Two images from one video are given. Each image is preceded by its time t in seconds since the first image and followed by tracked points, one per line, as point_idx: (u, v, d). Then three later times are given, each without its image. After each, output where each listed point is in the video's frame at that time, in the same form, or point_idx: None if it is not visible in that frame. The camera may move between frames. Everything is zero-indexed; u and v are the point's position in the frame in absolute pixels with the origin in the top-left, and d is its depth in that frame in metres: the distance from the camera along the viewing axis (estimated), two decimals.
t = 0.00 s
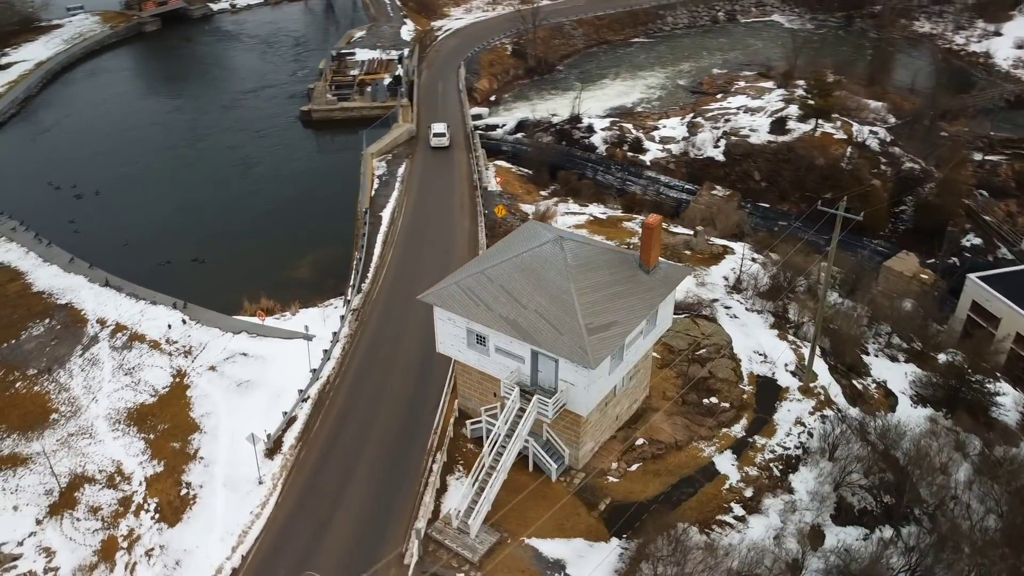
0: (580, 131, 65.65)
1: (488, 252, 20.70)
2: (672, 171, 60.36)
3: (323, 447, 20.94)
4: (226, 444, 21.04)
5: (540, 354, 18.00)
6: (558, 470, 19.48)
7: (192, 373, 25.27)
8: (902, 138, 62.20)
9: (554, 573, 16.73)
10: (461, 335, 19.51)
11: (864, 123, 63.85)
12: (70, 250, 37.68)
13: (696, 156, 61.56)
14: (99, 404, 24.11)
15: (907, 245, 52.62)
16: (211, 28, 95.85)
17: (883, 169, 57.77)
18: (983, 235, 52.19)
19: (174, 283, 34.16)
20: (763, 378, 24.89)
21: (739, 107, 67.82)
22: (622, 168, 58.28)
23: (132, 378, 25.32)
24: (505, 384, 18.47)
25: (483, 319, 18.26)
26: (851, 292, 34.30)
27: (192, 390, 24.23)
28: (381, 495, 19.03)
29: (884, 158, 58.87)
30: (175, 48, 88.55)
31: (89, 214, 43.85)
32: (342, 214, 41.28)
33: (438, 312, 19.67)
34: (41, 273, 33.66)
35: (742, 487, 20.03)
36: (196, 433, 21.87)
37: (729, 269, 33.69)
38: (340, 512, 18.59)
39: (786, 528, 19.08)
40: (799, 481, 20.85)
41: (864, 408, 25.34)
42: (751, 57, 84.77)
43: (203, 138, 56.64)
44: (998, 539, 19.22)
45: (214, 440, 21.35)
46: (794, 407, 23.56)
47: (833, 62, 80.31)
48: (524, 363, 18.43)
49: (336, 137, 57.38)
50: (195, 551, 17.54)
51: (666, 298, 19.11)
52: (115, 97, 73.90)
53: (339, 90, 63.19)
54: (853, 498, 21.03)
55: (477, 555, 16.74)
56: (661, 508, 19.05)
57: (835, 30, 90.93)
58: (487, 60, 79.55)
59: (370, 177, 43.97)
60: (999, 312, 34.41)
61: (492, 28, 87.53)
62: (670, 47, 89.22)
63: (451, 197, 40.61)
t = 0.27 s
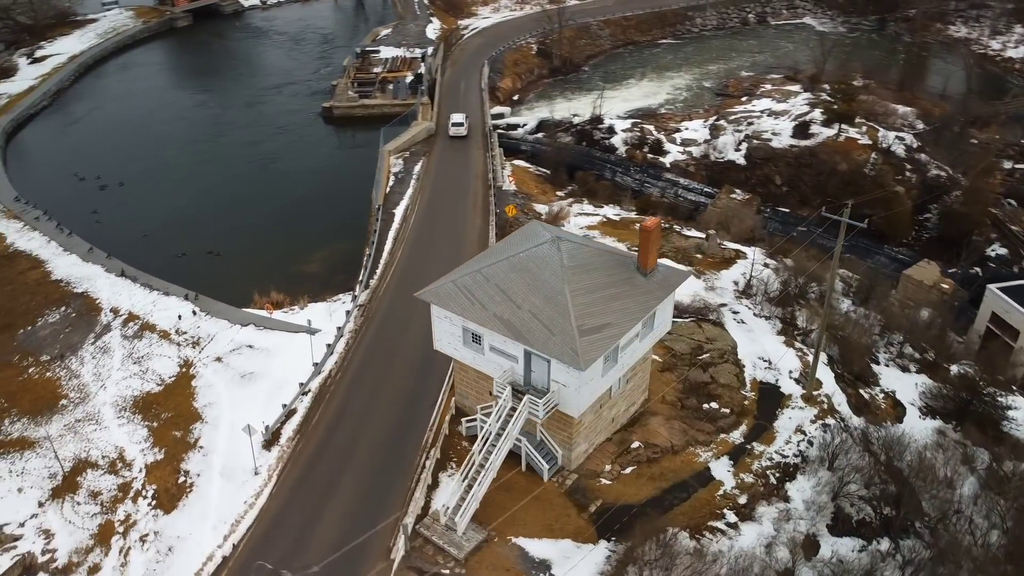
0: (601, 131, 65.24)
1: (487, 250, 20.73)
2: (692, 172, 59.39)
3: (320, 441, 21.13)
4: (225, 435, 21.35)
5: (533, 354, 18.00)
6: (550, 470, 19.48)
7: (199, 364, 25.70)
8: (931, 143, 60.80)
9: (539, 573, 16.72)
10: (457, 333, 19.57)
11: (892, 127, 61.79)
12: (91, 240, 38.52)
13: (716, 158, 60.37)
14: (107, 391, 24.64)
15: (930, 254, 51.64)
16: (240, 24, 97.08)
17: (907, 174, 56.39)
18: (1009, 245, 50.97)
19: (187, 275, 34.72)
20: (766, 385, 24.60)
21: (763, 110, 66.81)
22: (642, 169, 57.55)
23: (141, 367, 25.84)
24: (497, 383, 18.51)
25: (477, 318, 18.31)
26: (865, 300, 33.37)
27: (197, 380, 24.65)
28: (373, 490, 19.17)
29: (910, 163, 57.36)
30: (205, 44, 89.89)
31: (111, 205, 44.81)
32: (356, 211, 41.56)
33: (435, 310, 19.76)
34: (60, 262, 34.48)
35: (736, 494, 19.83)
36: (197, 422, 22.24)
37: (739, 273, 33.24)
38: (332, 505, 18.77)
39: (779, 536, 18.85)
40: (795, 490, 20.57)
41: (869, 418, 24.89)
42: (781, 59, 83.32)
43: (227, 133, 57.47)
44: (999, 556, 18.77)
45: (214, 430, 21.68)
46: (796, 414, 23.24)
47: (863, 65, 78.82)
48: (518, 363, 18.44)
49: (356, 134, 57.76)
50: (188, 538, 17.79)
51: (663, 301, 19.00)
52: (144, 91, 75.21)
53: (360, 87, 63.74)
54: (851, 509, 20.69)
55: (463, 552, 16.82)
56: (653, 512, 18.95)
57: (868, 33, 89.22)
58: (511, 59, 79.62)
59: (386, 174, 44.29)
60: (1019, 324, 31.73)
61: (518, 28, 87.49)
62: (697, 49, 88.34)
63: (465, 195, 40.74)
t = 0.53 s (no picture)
0: (622, 133, 64.83)
1: (488, 249, 20.77)
2: (712, 175, 58.60)
3: (317, 435, 21.34)
4: (226, 425, 21.68)
5: (526, 355, 18.02)
6: (543, 470, 19.48)
7: (206, 354, 26.17)
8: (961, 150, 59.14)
9: (524, 572, 16.75)
10: (454, 331, 19.67)
11: (919, 134, 60.17)
12: (111, 232, 39.41)
13: (738, 162, 59.49)
14: (117, 379, 25.25)
15: (952, 263, 50.39)
16: (270, 21, 98.17)
17: (934, 181, 54.82)
18: None
19: (202, 267, 35.31)
20: (769, 391, 24.29)
21: (789, 114, 65.67)
22: (661, 172, 57.26)
23: (150, 357, 26.42)
24: (490, 382, 18.57)
25: (472, 317, 18.39)
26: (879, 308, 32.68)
27: (203, 370, 25.10)
28: (366, 486, 19.30)
29: (938, 170, 55.60)
30: (234, 40, 91.15)
31: (134, 198, 45.82)
32: (371, 208, 41.85)
33: (433, 307, 19.87)
34: (80, 252, 35.33)
35: (730, 501, 19.64)
36: (200, 412, 22.65)
37: (750, 278, 32.84)
38: (323, 499, 18.94)
39: (771, 545, 18.61)
40: (791, 498, 20.32)
41: (875, 429, 24.43)
42: (812, 62, 81.57)
43: (250, 129, 58.26)
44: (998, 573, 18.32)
45: (215, 420, 22.03)
46: (798, 422, 22.91)
47: (896, 69, 76.90)
48: (512, 363, 18.47)
49: (376, 131, 58.10)
50: (182, 525, 18.13)
51: (659, 304, 18.88)
52: (173, 86, 76.53)
53: (382, 85, 64.19)
54: (849, 521, 20.34)
55: (450, 549, 16.91)
56: (644, 515, 18.87)
57: (905, 36, 86.83)
58: (536, 59, 79.40)
59: (402, 170, 44.57)
60: None
61: (544, 28, 87.13)
62: (726, 50, 86.99)
63: (479, 193, 40.83)
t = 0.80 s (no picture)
0: (643, 134, 64.33)
1: (488, 248, 20.86)
2: (732, 178, 57.70)
3: (315, 428, 21.56)
4: (227, 416, 22.02)
5: (519, 355, 18.07)
6: (535, 470, 19.52)
7: (213, 346, 26.63)
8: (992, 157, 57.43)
9: (509, 571, 16.83)
10: (450, 329, 19.78)
11: (947, 140, 58.45)
12: (132, 223, 40.20)
13: (759, 166, 58.14)
14: (126, 367, 25.82)
15: (975, 273, 48.87)
16: (297, 18, 99.03)
17: (960, 188, 53.46)
18: None
19: (216, 260, 35.84)
20: (771, 398, 24.00)
21: (814, 118, 64.43)
22: (680, 174, 56.29)
23: (160, 346, 26.96)
24: (483, 380, 18.62)
25: (466, 316, 18.48)
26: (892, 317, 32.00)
27: (210, 361, 25.54)
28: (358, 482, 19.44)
29: (964, 177, 54.34)
30: (262, 36, 92.18)
31: (155, 190, 46.73)
32: (385, 205, 42.10)
33: (430, 305, 20.00)
34: (99, 242, 36.06)
35: (722, 507, 19.50)
36: (203, 403, 23.05)
37: (761, 283, 32.42)
38: (316, 493, 19.12)
39: (762, 553, 18.44)
40: (787, 506, 20.06)
41: (879, 439, 24.02)
42: (844, 64, 79.53)
43: (272, 125, 58.98)
44: None
45: (217, 411, 22.40)
46: (799, 430, 22.61)
47: (930, 74, 74.93)
48: (505, 362, 18.53)
49: (395, 128, 58.35)
50: (178, 511, 18.47)
51: (655, 308, 18.82)
52: (200, 80, 77.62)
53: (405, 82, 64.63)
54: (845, 531, 20.08)
55: (436, 545, 17.06)
56: (634, 518, 18.82)
57: (942, 38, 84.12)
58: (561, 59, 79.01)
59: (418, 167, 44.84)
60: None
61: (570, 28, 86.63)
62: (755, 51, 85.51)
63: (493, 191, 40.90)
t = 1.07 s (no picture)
0: (664, 137, 63.73)
1: (487, 248, 20.92)
2: (752, 182, 56.67)
3: (313, 423, 21.78)
4: (228, 408, 22.36)
5: (512, 355, 18.14)
6: (527, 470, 19.57)
7: (221, 338, 27.08)
8: None
9: (495, 570, 16.86)
10: (447, 328, 19.91)
11: (976, 148, 57.04)
12: (152, 216, 41.05)
13: (779, 170, 57.02)
14: (136, 357, 26.38)
15: (998, 284, 47.85)
16: (325, 15, 99.87)
17: (987, 198, 52.19)
18: None
19: (231, 253, 36.42)
20: (773, 406, 23.74)
21: (839, 123, 63.13)
22: (700, 176, 54.80)
23: (170, 337, 27.48)
24: (476, 378, 18.72)
25: (462, 315, 18.58)
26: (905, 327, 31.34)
27: (216, 353, 25.98)
28: (351, 478, 19.58)
29: (991, 186, 53.08)
30: (290, 33, 93.17)
31: (177, 183, 47.58)
32: (399, 202, 42.34)
33: (428, 303, 20.15)
34: (119, 234, 36.87)
35: (715, 514, 19.35)
36: (207, 394, 23.46)
37: (771, 290, 32.04)
38: (308, 488, 19.31)
39: (752, 562, 18.26)
40: (781, 515, 19.81)
41: (882, 450, 23.60)
42: (875, 68, 77.72)
43: (294, 122, 59.68)
44: None
45: (219, 402, 22.75)
46: (798, 439, 22.34)
47: (964, 79, 73.04)
48: (499, 362, 18.61)
49: (414, 127, 58.62)
50: (174, 500, 18.82)
51: (650, 311, 18.75)
52: (227, 75, 78.73)
53: (427, 80, 64.96)
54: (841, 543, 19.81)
55: (423, 542, 17.17)
56: (625, 522, 18.77)
57: (979, 43, 81.78)
58: (585, 59, 78.56)
59: (433, 164, 45.03)
60: None
61: (596, 28, 86.12)
62: (784, 54, 84.02)
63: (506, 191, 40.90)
